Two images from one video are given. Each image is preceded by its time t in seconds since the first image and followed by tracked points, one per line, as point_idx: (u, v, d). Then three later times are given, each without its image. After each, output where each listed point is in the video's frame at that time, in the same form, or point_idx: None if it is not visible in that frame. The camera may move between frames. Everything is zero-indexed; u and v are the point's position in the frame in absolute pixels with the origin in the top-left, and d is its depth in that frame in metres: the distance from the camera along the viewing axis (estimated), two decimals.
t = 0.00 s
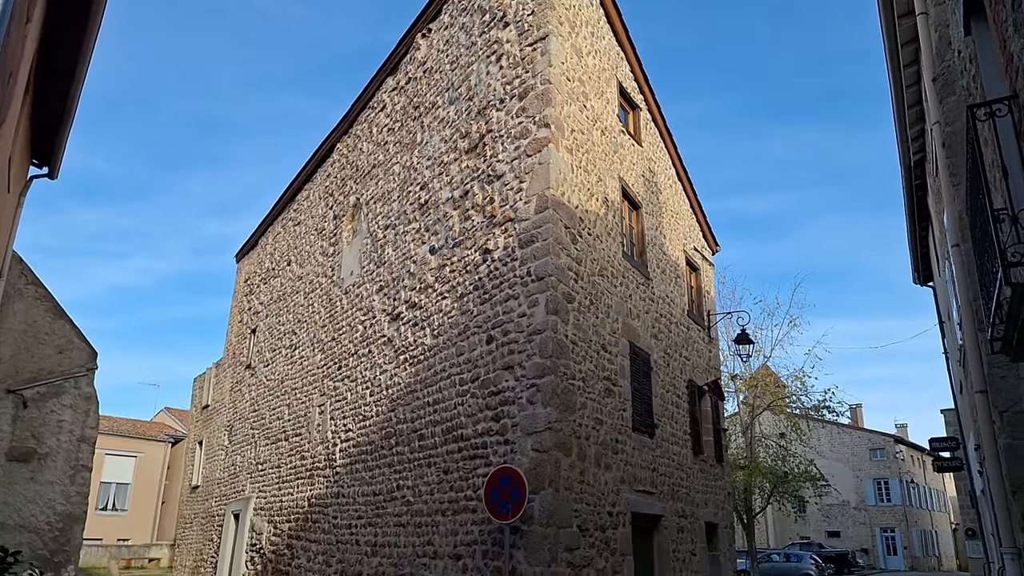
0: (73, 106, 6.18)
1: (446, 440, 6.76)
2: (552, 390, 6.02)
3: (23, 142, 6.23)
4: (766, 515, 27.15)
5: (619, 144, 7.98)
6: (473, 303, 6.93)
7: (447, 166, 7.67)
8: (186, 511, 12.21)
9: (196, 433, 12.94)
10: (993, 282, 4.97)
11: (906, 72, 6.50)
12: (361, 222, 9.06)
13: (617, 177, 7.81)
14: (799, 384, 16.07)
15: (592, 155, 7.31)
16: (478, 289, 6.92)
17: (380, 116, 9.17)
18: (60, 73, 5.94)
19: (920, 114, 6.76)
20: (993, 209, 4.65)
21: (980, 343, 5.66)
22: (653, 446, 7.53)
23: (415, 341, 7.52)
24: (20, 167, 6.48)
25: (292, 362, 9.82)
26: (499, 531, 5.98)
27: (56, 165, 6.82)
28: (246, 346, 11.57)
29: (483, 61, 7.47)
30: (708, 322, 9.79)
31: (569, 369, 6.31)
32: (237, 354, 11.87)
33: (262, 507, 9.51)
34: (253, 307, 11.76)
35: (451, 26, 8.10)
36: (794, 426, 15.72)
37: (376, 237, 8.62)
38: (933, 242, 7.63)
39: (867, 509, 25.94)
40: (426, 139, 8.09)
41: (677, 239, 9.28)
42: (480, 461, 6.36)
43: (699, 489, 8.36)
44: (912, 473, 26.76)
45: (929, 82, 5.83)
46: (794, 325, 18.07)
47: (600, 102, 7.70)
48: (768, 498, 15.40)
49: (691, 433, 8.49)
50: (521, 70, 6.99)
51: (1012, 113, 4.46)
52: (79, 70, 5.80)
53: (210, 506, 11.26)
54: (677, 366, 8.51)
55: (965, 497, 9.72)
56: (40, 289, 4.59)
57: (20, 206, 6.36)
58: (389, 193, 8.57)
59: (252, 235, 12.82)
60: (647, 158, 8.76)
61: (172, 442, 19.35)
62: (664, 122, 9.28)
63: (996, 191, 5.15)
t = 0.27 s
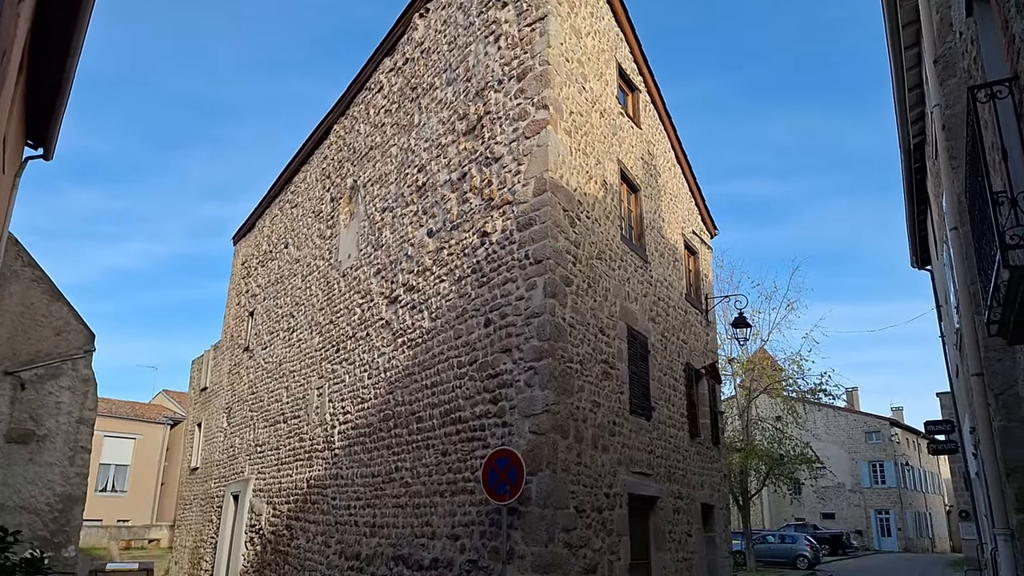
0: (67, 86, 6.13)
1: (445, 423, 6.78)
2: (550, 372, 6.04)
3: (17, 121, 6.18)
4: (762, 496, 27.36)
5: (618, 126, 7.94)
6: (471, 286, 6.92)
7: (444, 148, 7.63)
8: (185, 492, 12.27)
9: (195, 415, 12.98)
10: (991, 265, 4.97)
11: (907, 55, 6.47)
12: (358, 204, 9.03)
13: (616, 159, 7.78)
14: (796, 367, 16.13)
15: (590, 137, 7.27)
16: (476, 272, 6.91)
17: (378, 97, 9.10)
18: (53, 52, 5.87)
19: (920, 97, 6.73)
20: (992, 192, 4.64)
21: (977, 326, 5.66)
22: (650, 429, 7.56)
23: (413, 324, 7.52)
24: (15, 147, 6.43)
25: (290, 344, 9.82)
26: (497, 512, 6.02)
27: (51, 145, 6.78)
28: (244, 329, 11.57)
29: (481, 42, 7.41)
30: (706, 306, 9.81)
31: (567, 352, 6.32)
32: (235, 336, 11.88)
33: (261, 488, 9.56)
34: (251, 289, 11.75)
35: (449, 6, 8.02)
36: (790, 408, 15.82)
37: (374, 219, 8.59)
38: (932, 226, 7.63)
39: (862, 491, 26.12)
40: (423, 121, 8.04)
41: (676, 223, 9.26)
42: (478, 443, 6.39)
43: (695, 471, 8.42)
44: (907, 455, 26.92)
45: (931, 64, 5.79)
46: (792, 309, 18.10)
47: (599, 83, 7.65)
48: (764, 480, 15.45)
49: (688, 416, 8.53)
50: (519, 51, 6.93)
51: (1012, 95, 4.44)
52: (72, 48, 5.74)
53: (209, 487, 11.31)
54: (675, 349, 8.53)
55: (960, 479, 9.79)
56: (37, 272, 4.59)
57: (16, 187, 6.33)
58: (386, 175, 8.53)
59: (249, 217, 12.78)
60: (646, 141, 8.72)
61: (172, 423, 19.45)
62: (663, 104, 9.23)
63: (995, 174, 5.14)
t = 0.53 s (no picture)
0: (60, 68, 6.07)
1: (442, 406, 6.79)
2: (547, 355, 6.04)
3: (10, 104, 6.13)
4: (758, 479, 27.53)
5: (616, 108, 7.90)
6: (468, 269, 6.91)
7: (441, 130, 7.59)
8: (184, 474, 12.31)
9: (192, 398, 13.01)
10: (988, 247, 4.97)
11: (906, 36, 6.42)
12: (355, 187, 8.99)
13: (613, 141, 7.75)
14: (793, 350, 16.18)
15: (588, 119, 7.23)
16: (473, 255, 6.90)
17: (374, 79, 9.04)
18: (45, 33, 5.81)
19: (919, 78, 6.70)
20: (990, 173, 4.63)
21: (973, 309, 5.67)
22: (647, 411, 7.59)
23: (410, 307, 7.52)
24: (8, 130, 6.39)
25: (287, 328, 9.82)
26: (494, 494, 6.06)
27: (45, 128, 6.74)
28: (241, 312, 11.56)
29: (478, 23, 7.35)
30: (703, 289, 9.81)
31: (564, 335, 6.33)
32: (232, 320, 11.87)
33: (260, 472, 9.60)
34: (247, 273, 11.73)
35: None
36: (787, 391, 15.89)
37: (370, 202, 8.56)
38: (930, 209, 7.62)
39: (858, 473, 26.25)
40: (420, 103, 7.99)
41: (674, 206, 9.24)
42: (475, 426, 6.41)
43: (692, 454, 8.47)
44: (903, 437, 27.06)
45: (930, 45, 5.76)
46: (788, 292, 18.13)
47: (597, 65, 7.60)
48: (759, 462, 15.41)
49: (685, 399, 8.55)
50: (516, 32, 6.88)
51: (1011, 75, 4.41)
52: (64, 30, 5.68)
53: (208, 470, 11.36)
54: (672, 332, 8.54)
55: (955, 461, 9.86)
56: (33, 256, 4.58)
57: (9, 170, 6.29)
58: (383, 158, 8.49)
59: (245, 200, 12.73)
60: (644, 123, 8.68)
61: (169, 407, 19.56)
62: (661, 86, 9.18)
63: (993, 156, 5.12)
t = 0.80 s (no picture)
0: (53, 49, 6.00)
1: (440, 390, 6.81)
2: (544, 340, 6.05)
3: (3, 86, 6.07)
4: (753, 463, 27.72)
5: (613, 92, 7.86)
6: (466, 255, 6.90)
7: (437, 114, 7.54)
8: (182, 459, 12.35)
9: (189, 384, 13.01)
10: (985, 231, 4.97)
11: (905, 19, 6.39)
12: (351, 172, 8.95)
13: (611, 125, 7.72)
14: (789, 335, 16.24)
15: (585, 103, 7.20)
16: (471, 241, 6.88)
17: (369, 62, 8.98)
18: (37, 13, 5.73)
19: (917, 62, 6.67)
20: (988, 157, 4.63)
21: (969, 293, 5.69)
22: (644, 396, 7.62)
23: (407, 292, 7.52)
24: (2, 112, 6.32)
25: (284, 314, 9.81)
26: (492, 478, 6.09)
27: (39, 110, 6.67)
28: (237, 298, 11.54)
29: (474, 5, 7.29)
30: (700, 274, 9.82)
31: (561, 320, 6.34)
32: (228, 305, 11.85)
33: (258, 456, 9.63)
34: (243, 258, 11.70)
35: None
36: (782, 375, 15.96)
37: (367, 187, 8.52)
38: (926, 193, 7.62)
39: (853, 457, 26.42)
40: (416, 86, 7.94)
41: (671, 190, 9.23)
42: (473, 410, 6.43)
43: (688, 437, 8.51)
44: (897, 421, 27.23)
45: (929, 28, 5.73)
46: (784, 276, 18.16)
47: (594, 48, 7.56)
48: (755, 446, 15.60)
49: (681, 383, 8.59)
50: (513, 14, 6.83)
51: (1010, 58, 4.40)
52: (57, 9, 5.60)
53: (206, 455, 11.38)
54: (669, 317, 8.55)
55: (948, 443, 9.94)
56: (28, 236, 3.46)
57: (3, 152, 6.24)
58: (379, 142, 8.45)
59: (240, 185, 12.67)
60: (642, 107, 8.64)
61: (166, 392, 19.58)
62: (659, 69, 9.13)
63: (991, 140, 5.11)
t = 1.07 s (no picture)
0: (50, 34, 5.98)
1: (439, 377, 6.82)
2: (543, 327, 6.05)
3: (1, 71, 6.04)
4: (752, 450, 27.82)
5: (613, 77, 7.81)
6: (465, 241, 6.88)
7: (436, 100, 7.51)
8: (182, 445, 12.41)
9: (189, 370, 13.05)
10: (986, 217, 4.95)
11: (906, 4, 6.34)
12: (350, 158, 8.92)
13: (610, 111, 7.68)
14: (788, 322, 16.24)
15: (585, 89, 7.16)
16: (469, 228, 6.87)
17: (368, 47, 8.93)
18: None
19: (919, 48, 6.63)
20: (989, 142, 4.60)
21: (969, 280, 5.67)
22: (643, 382, 7.64)
23: (406, 279, 7.51)
24: None
25: (283, 300, 9.82)
26: (491, 464, 6.11)
27: (37, 95, 6.65)
28: (237, 284, 11.55)
29: None
30: (699, 261, 9.80)
31: (560, 308, 6.33)
32: (228, 292, 11.86)
33: (258, 442, 9.66)
34: (242, 245, 11.69)
35: None
36: (781, 362, 15.98)
37: (366, 173, 8.50)
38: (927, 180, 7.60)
39: (852, 444, 26.51)
40: (415, 72, 7.91)
41: (671, 177, 9.20)
42: (472, 397, 6.44)
43: (686, 424, 8.53)
44: (897, 408, 27.29)
45: (931, 13, 5.68)
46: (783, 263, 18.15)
47: (594, 33, 7.51)
48: (753, 433, 15.66)
49: (680, 370, 8.60)
50: None
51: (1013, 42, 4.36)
52: None
53: (206, 441, 11.44)
54: (668, 304, 8.55)
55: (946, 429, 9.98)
56: (29, 222, 3.35)
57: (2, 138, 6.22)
58: (378, 128, 8.42)
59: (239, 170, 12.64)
60: (642, 93, 8.60)
61: (166, 378, 19.66)
62: (659, 55, 9.08)
63: (993, 126, 5.08)
